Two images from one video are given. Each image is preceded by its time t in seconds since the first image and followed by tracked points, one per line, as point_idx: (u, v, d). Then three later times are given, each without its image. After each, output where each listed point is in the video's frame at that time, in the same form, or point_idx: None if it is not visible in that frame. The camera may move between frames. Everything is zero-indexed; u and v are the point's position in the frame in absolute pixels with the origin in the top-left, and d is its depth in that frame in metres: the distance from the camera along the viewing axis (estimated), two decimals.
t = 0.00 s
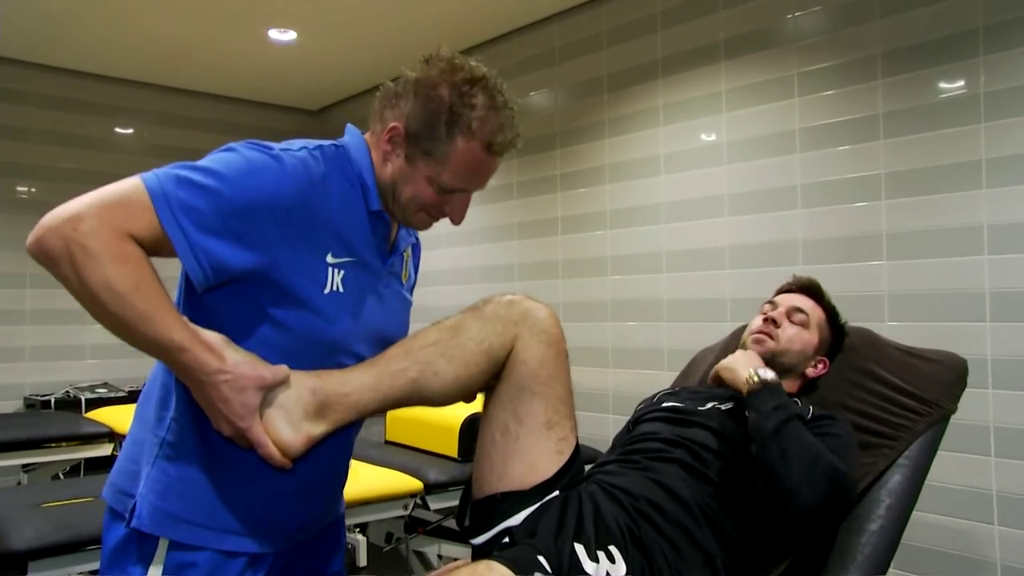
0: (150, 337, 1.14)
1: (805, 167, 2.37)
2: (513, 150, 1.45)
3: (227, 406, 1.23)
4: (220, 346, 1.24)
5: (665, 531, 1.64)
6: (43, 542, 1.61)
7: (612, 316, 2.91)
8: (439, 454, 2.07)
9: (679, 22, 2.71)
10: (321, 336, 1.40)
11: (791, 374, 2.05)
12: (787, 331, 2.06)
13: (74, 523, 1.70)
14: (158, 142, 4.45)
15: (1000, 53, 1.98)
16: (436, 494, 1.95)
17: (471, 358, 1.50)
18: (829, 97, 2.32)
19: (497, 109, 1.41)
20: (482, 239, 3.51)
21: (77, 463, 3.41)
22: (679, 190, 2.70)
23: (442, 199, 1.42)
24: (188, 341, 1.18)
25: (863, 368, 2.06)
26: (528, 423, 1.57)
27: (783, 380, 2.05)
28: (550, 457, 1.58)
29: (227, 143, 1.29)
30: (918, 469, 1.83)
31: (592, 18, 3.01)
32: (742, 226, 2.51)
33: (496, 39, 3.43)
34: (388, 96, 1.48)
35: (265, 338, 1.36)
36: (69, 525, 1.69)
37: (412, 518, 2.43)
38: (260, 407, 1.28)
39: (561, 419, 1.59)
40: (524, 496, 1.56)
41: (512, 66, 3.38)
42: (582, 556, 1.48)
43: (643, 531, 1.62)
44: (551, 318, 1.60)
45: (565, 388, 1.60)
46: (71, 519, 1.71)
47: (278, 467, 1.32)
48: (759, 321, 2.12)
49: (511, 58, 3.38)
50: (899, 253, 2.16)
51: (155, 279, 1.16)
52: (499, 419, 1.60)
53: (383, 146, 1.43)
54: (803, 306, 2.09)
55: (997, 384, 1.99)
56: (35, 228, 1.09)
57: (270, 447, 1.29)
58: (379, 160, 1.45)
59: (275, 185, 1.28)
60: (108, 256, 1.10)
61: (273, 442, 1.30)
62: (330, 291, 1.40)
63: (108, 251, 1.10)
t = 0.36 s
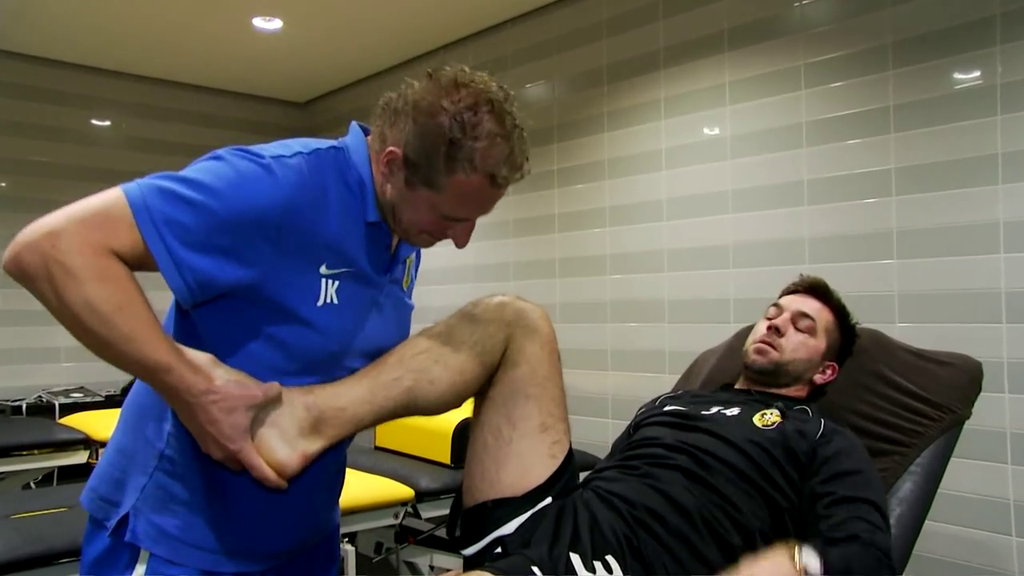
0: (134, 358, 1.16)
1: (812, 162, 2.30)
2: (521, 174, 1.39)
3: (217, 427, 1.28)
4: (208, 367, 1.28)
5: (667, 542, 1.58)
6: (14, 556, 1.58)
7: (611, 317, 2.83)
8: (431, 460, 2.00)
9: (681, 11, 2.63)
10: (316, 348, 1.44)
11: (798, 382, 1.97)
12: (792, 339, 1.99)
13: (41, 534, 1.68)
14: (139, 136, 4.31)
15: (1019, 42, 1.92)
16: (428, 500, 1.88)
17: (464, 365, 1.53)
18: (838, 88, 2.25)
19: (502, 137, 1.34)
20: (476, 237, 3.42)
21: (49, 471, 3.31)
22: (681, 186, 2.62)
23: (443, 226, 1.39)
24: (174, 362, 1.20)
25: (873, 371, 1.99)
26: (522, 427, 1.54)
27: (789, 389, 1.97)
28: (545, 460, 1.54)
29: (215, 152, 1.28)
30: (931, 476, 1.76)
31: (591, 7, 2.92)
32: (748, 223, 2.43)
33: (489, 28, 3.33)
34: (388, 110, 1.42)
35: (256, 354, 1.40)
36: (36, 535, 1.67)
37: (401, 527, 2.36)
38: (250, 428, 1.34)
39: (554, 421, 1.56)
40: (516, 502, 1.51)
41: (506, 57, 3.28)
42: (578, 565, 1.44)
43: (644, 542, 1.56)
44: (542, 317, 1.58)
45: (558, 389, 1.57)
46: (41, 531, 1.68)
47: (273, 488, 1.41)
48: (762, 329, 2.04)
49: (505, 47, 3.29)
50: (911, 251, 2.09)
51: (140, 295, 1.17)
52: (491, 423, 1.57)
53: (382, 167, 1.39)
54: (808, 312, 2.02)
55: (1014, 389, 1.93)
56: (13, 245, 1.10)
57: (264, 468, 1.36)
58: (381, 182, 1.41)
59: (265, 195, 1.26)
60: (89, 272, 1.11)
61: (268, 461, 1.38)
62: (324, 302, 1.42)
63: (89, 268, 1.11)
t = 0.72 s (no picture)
0: (118, 380, 1.14)
1: (816, 157, 2.23)
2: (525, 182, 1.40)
3: (208, 455, 1.25)
4: (196, 391, 1.25)
5: (663, 551, 1.53)
6: None
7: (607, 318, 2.75)
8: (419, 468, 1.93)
9: None
10: (308, 356, 1.48)
11: (809, 392, 1.89)
12: (811, 345, 1.89)
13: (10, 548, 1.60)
14: (112, 128, 4.15)
15: None
16: (416, 509, 1.81)
17: (459, 371, 1.46)
18: (844, 79, 2.19)
19: (503, 148, 1.35)
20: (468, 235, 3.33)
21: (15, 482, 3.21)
22: (680, 182, 2.54)
23: (444, 236, 1.42)
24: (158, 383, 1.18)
25: (883, 375, 1.91)
26: (517, 433, 1.49)
27: (799, 397, 1.89)
28: (539, 467, 1.50)
29: (200, 155, 1.29)
30: (938, 484, 1.69)
31: None
32: (751, 221, 2.35)
33: (481, 16, 3.24)
34: (387, 117, 1.42)
35: (255, 368, 1.45)
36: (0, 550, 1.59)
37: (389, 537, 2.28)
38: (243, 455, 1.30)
39: (549, 426, 1.51)
40: (508, 511, 1.48)
41: (499, 47, 3.19)
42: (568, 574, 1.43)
43: (637, 550, 1.53)
44: (537, 320, 1.52)
45: (552, 391, 1.52)
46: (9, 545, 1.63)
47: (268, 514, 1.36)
48: (780, 330, 1.94)
49: (497, 36, 3.20)
50: (919, 249, 2.03)
51: (124, 316, 1.16)
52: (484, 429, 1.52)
53: (380, 176, 1.40)
54: (829, 318, 1.92)
55: None
56: None
57: (259, 494, 1.32)
58: (380, 192, 1.43)
59: (255, 206, 1.28)
60: (71, 294, 1.09)
61: (263, 486, 1.34)
62: (317, 312, 1.45)
63: (70, 291, 1.09)
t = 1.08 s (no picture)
0: (60, 363, 1.11)
1: (809, 149, 2.16)
2: (507, 189, 1.40)
3: (156, 448, 1.21)
4: (147, 381, 1.21)
5: (645, 558, 1.50)
6: None
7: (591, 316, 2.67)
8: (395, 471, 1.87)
9: None
10: (274, 358, 1.42)
11: (801, 393, 1.83)
12: (802, 345, 1.84)
13: None
14: (67, 114, 3.97)
15: None
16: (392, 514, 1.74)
17: (425, 370, 1.43)
18: (838, 69, 2.12)
19: (486, 158, 1.33)
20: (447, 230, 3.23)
21: None
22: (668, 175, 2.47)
23: (421, 243, 1.40)
24: (104, 372, 1.14)
25: (880, 377, 1.84)
26: (487, 435, 1.48)
27: (791, 399, 1.84)
28: (513, 473, 1.48)
29: (165, 138, 1.26)
30: (932, 489, 1.63)
31: None
32: (742, 216, 2.28)
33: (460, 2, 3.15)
34: (360, 117, 1.36)
35: (213, 365, 1.38)
36: None
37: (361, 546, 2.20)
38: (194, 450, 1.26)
39: (522, 428, 1.50)
40: (480, 518, 1.47)
41: (479, 34, 3.09)
42: None
43: (619, 557, 1.50)
44: (506, 317, 1.50)
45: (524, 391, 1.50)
46: None
47: (220, 514, 1.31)
48: (769, 329, 1.88)
49: (478, 23, 3.10)
50: (915, 246, 1.97)
51: (71, 297, 1.13)
52: (454, 434, 1.50)
53: (353, 180, 1.35)
54: (820, 316, 1.86)
55: None
56: None
57: (210, 493, 1.28)
58: (353, 196, 1.37)
59: (216, 197, 1.23)
60: (9, 270, 1.07)
61: (214, 485, 1.30)
62: (282, 309, 1.39)
63: (9, 265, 1.07)
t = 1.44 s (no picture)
0: None
1: (794, 139, 2.10)
2: (474, 185, 1.33)
3: (97, 452, 1.14)
4: (86, 383, 1.14)
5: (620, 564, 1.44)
6: None
7: (569, 313, 2.58)
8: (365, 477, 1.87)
9: None
10: (227, 358, 1.35)
11: (785, 393, 1.78)
12: (786, 343, 1.78)
13: None
14: (28, 101, 3.70)
15: None
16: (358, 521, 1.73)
17: (385, 368, 1.42)
18: (825, 56, 2.06)
19: (453, 154, 1.26)
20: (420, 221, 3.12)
21: None
22: (649, 165, 2.39)
23: (382, 238, 1.34)
24: (41, 373, 1.06)
25: (866, 377, 1.78)
26: (450, 436, 1.47)
27: (774, 399, 1.78)
28: (480, 478, 1.47)
29: (108, 123, 1.21)
30: (919, 492, 1.58)
31: None
32: (725, 209, 2.22)
33: None
34: (320, 105, 1.28)
35: (162, 366, 1.32)
36: None
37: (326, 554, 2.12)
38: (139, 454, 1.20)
39: (487, 428, 1.49)
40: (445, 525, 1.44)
41: (452, 16, 2.98)
42: None
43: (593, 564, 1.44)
44: (469, 314, 1.49)
45: (487, 388, 1.49)
46: None
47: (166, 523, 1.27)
48: (753, 327, 1.82)
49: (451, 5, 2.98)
50: (903, 240, 1.92)
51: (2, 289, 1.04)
52: (415, 433, 1.49)
53: (311, 171, 1.28)
54: (806, 314, 1.81)
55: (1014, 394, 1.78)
56: None
57: (158, 500, 1.22)
58: (310, 188, 1.30)
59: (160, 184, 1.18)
60: None
61: (162, 492, 1.24)
62: (234, 306, 1.33)
63: None
